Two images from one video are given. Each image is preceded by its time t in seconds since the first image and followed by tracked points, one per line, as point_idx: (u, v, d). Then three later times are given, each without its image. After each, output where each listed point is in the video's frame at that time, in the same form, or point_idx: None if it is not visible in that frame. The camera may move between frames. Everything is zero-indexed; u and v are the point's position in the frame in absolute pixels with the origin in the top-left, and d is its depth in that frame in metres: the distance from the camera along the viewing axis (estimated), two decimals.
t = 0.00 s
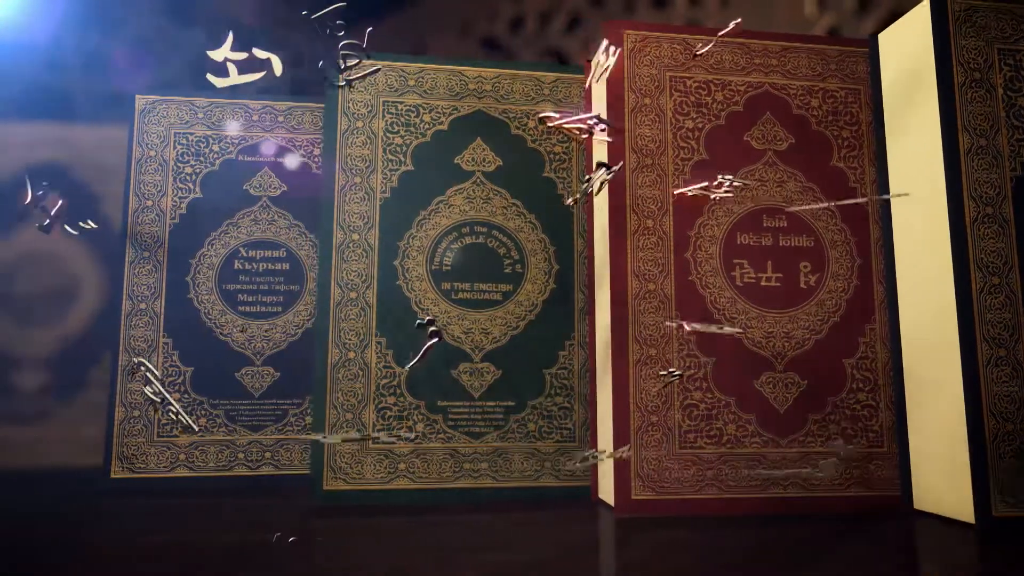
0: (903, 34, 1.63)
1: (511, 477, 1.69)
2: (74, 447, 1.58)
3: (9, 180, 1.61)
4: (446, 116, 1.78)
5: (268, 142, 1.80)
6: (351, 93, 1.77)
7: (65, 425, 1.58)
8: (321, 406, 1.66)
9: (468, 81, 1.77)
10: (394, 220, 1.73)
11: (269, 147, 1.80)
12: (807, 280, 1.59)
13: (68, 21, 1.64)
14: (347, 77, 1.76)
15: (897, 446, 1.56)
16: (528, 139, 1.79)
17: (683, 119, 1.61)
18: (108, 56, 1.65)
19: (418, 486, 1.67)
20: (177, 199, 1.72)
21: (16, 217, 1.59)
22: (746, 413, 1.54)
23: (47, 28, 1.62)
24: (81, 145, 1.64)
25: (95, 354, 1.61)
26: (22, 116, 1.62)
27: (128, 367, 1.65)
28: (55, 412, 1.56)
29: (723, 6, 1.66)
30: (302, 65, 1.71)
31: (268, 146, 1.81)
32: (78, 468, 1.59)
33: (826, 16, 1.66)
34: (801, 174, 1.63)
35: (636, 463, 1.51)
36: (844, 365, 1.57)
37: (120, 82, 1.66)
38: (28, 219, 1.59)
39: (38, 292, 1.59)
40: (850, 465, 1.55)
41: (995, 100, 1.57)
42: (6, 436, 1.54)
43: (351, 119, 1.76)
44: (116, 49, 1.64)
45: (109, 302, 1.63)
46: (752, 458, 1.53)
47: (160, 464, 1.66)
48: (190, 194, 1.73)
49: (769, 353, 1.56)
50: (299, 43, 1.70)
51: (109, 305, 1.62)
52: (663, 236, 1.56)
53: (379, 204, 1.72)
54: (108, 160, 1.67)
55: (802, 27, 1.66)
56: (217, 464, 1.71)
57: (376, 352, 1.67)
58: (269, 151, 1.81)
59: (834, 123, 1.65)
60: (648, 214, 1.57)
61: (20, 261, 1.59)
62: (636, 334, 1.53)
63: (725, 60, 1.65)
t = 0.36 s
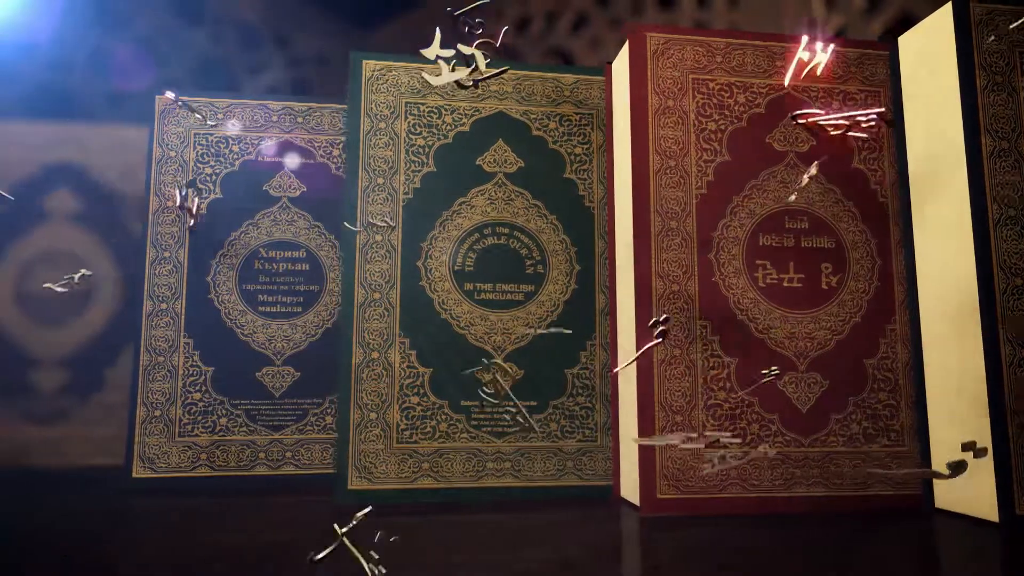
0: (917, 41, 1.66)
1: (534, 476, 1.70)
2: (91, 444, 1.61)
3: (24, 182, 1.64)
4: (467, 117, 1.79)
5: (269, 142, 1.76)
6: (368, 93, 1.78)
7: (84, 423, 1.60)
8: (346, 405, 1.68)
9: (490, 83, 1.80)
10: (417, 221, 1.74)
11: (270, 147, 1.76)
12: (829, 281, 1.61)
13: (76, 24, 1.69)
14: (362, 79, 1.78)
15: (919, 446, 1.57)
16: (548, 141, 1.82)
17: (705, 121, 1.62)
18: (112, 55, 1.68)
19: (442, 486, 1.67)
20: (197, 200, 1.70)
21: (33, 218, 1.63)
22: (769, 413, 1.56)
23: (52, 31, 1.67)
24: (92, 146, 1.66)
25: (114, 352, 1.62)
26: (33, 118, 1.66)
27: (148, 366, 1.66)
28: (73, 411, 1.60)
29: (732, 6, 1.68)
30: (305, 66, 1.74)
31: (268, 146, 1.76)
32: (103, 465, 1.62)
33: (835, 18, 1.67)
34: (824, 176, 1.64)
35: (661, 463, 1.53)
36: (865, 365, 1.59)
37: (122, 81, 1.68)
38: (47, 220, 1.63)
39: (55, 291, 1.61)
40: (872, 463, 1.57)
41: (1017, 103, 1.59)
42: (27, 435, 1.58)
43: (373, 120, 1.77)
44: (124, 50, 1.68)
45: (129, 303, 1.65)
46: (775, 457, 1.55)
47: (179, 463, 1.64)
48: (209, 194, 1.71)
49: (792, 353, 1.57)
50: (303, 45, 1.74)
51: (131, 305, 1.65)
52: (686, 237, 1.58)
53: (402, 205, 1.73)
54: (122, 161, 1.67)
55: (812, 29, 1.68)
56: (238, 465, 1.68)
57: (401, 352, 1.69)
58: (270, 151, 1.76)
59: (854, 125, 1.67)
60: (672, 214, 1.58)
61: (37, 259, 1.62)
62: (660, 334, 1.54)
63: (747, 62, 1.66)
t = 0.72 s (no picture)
0: (938, 39, 1.65)
1: (557, 475, 1.71)
2: (109, 444, 1.64)
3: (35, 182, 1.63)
4: (489, 118, 1.80)
5: (269, 142, 1.86)
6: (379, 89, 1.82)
7: (101, 426, 1.62)
8: (370, 407, 1.67)
9: (512, 84, 1.81)
10: (440, 222, 1.75)
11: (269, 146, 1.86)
12: (849, 282, 1.62)
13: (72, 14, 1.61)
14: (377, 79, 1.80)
15: (938, 445, 1.60)
16: (569, 143, 1.83)
17: (728, 123, 1.64)
18: (111, 52, 1.62)
19: (465, 486, 1.68)
20: (221, 200, 1.83)
21: (49, 219, 1.63)
22: (792, 413, 1.57)
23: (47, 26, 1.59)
24: (114, 147, 1.68)
25: (133, 352, 1.67)
26: (35, 116, 1.62)
27: (170, 366, 1.78)
28: (93, 412, 1.60)
29: (739, 7, 1.72)
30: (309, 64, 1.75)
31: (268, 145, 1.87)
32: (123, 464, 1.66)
33: (842, 19, 1.71)
34: (844, 178, 1.66)
35: (686, 463, 1.54)
36: (886, 365, 1.61)
37: (124, 80, 1.64)
38: (62, 220, 1.64)
39: (72, 293, 1.61)
40: (893, 462, 1.59)
41: None
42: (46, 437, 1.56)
43: (396, 121, 1.77)
44: (128, 47, 1.62)
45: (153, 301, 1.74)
46: (798, 456, 1.57)
47: (201, 463, 1.76)
48: (230, 195, 1.83)
49: (814, 353, 1.59)
50: (308, 46, 1.72)
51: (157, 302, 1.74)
52: (709, 238, 1.59)
53: (425, 206, 1.74)
54: (139, 161, 1.73)
55: (819, 32, 1.70)
56: (258, 463, 1.78)
57: (424, 353, 1.70)
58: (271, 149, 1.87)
59: (874, 127, 1.69)
60: (695, 215, 1.59)
61: (55, 261, 1.61)
62: (684, 334, 1.56)
63: (768, 65, 1.67)
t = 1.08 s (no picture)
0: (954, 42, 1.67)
1: (579, 475, 1.72)
2: (127, 443, 1.62)
3: (53, 183, 1.63)
4: (510, 120, 1.82)
5: (269, 141, 1.87)
6: (377, 86, 1.84)
7: (120, 426, 1.60)
8: (394, 406, 1.68)
9: (532, 86, 1.84)
10: (462, 223, 1.76)
11: (269, 147, 1.87)
12: (870, 283, 1.64)
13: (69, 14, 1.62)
14: (375, 77, 1.82)
15: (957, 444, 1.62)
16: (589, 144, 1.85)
17: (749, 126, 1.65)
18: (113, 51, 1.64)
19: (488, 485, 1.70)
20: (239, 200, 1.83)
21: (69, 219, 1.63)
22: (813, 412, 1.59)
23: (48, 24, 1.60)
24: (131, 147, 1.69)
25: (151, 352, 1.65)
26: (39, 117, 1.62)
27: (191, 366, 1.77)
28: (111, 412, 1.59)
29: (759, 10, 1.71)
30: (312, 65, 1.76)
31: (268, 145, 1.87)
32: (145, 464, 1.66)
33: (853, 22, 1.70)
34: (864, 180, 1.67)
35: (710, 462, 1.55)
36: (907, 365, 1.62)
37: (125, 80, 1.64)
38: (80, 220, 1.63)
39: (91, 292, 1.60)
40: (913, 462, 1.61)
41: None
42: (63, 436, 1.55)
43: (419, 123, 1.79)
44: (130, 46, 1.64)
45: (175, 299, 1.73)
46: (820, 455, 1.59)
47: (222, 463, 1.76)
48: (248, 196, 1.84)
49: (835, 353, 1.60)
50: (311, 45, 1.73)
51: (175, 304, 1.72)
52: (732, 240, 1.61)
53: (447, 207, 1.76)
54: (157, 161, 1.74)
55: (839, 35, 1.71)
56: (281, 463, 1.79)
57: (447, 354, 1.71)
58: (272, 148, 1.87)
59: (893, 130, 1.70)
60: (717, 217, 1.61)
61: (74, 261, 1.61)
62: (707, 334, 1.57)
63: (788, 68, 1.69)
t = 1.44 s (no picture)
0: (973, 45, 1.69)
1: (600, 473, 1.74)
2: (146, 442, 1.66)
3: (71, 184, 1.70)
4: (531, 122, 1.83)
5: (268, 142, 1.84)
6: (376, 88, 1.81)
7: (138, 425, 1.66)
8: (418, 407, 1.70)
9: (553, 87, 1.84)
10: (485, 224, 1.77)
11: (269, 147, 1.84)
12: (890, 283, 1.65)
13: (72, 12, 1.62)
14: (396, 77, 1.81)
15: (975, 443, 1.64)
16: (610, 146, 1.86)
17: (770, 128, 1.67)
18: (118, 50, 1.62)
19: (511, 484, 1.71)
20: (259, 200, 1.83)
21: (87, 222, 1.71)
22: (834, 412, 1.61)
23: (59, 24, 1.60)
24: (144, 147, 1.73)
25: (172, 352, 1.72)
26: (45, 118, 1.65)
27: (212, 366, 1.76)
28: (129, 411, 1.65)
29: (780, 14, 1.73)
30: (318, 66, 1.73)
31: (268, 146, 1.85)
32: (161, 464, 1.67)
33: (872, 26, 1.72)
34: (883, 182, 1.69)
35: (733, 461, 1.57)
36: (926, 366, 1.64)
37: (125, 80, 1.65)
38: (101, 219, 1.71)
39: (111, 293, 1.70)
40: (932, 461, 1.63)
41: None
42: (82, 434, 1.58)
43: (441, 124, 1.80)
44: (131, 42, 1.63)
45: (194, 299, 1.76)
46: (841, 455, 1.60)
47: (243, 463, 1.75)
48: (270, 196, 1.84)
49: (856, 354, 1.62)
50: (312, 46, 1.70)
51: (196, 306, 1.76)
52: (754, 241, 1.62)
53: (469, 208, 1.77)
54: (175, 161, 1.77)
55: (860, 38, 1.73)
56: (302, 463, 1.78)
57: (470, 354, 1.72)
58: (272, 147, 1.85)
59: (912, 132, 1.72)
60: (739, 219, 1.62)
61: (92, 262, 1.69)
62: (730, 335, 1.59)
63: (809, 71, 1.71)
